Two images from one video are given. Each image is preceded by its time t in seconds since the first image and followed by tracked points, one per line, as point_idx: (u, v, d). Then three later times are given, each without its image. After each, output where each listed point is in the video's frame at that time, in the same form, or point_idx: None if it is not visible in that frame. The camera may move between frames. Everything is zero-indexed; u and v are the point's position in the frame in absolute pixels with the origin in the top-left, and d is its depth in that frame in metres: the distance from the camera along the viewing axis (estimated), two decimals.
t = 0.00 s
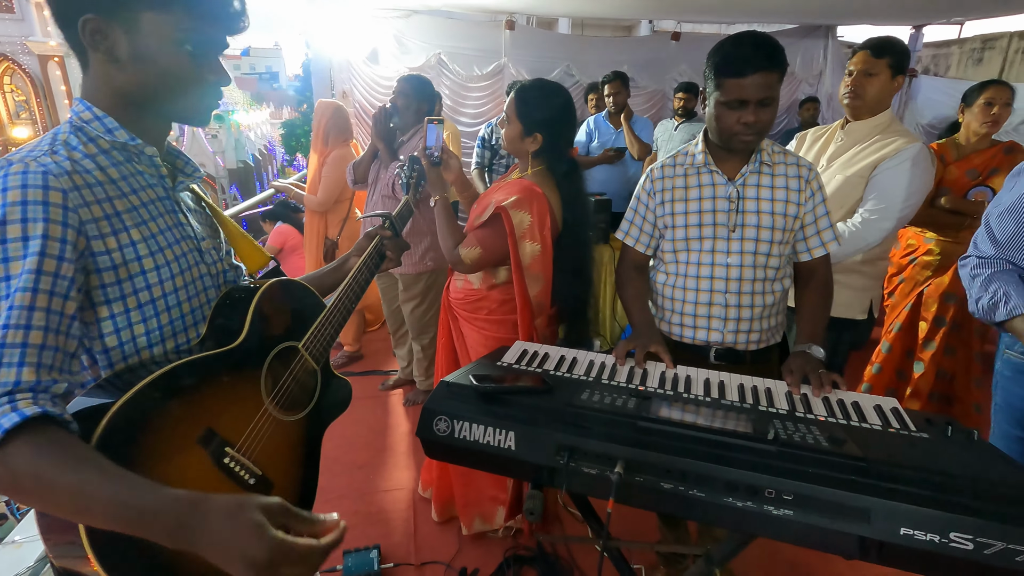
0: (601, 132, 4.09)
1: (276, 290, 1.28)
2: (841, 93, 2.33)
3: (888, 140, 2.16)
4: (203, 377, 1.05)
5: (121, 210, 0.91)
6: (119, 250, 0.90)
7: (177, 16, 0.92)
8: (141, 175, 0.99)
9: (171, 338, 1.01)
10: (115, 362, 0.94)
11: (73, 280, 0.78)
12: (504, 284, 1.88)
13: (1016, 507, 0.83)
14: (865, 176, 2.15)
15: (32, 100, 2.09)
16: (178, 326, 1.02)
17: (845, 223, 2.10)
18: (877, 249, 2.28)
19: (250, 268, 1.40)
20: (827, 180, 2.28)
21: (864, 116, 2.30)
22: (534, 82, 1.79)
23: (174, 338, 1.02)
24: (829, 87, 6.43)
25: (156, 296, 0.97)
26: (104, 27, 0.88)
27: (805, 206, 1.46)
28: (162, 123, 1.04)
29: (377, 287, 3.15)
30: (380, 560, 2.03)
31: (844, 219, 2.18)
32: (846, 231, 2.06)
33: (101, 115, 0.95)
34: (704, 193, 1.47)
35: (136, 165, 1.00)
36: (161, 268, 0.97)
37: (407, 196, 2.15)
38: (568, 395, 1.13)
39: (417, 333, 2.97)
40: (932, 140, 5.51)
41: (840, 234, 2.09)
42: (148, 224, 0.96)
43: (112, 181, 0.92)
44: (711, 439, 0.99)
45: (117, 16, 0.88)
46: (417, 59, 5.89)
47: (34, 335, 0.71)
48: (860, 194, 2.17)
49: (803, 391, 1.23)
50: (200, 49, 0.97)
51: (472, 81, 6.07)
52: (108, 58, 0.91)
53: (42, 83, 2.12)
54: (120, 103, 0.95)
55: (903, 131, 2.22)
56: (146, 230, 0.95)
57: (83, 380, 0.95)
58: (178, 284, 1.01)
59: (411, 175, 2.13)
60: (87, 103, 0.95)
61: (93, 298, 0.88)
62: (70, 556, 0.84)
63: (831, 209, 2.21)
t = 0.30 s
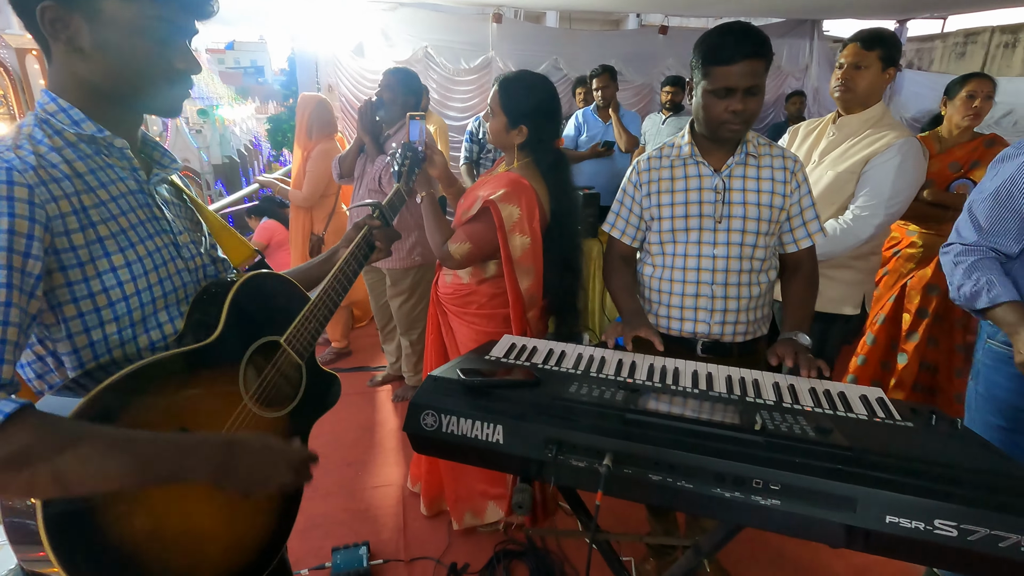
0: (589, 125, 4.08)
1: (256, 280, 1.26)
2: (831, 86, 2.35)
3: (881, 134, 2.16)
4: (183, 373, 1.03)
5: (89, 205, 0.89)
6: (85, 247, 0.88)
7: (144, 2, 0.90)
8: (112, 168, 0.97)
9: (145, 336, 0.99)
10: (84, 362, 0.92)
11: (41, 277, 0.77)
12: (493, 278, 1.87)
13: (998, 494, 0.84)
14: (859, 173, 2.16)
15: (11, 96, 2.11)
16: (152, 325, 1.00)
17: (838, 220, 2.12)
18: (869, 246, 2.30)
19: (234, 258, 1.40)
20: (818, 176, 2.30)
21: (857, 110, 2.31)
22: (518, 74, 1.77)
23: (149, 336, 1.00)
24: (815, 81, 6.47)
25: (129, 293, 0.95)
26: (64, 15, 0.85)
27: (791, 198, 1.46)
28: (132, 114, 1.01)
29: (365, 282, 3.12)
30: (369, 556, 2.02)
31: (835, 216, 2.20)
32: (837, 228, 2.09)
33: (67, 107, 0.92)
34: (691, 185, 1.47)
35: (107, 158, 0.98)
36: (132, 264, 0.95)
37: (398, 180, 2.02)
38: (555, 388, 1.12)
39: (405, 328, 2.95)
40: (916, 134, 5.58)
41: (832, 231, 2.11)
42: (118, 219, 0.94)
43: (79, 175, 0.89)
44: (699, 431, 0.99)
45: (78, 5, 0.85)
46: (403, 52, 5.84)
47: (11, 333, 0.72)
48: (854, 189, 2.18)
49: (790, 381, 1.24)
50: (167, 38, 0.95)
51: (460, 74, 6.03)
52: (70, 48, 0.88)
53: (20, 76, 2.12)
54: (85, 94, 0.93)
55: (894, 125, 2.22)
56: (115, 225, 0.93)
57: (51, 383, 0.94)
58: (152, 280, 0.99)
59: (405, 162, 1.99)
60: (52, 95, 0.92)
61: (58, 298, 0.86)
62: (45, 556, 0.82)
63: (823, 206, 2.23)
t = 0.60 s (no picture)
0: (579, 117, 4.05)
1: (244, 271, 1.23)
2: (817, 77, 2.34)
3: (866, 125, 2.17)
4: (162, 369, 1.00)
5: (67, 193, 0.87)
6: (66, 237, 0.85)
7: None
8: (91, 155, 0.94)
9: (125, 329, 0.98)
10: (60, 357, 0.89)
11: (20, 268, 0.75)
12: (483, 270, 1.85)
13: (987, 480, 0.84)
14: (847, 163, 2.17)
15: None
16: (133, 317, 0.99)
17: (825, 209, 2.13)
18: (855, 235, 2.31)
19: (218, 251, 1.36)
20: (807, 166, 2.31)
21: (843, 100, 2.31)
22: (504, 63, 1.74)
23: (129, 329, 0.98)
24: (803, 73, 6.50)
25: (110, 286, 0.93)
26: None
27: (780, 186, 1.46)
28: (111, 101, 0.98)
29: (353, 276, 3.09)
30: (360, 551, 2.01)
31: (824, 205, 2.21)
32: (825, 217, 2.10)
33: (43, 88, 0.88)
34: (679, 173, 1.46)
35: (86, 143, 0.95)
36: (114, 256, 0.93)
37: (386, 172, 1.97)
38: (545, 380, 1.11)
39: (394, 322, 2.93)
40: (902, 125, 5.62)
41: (821, 220, 2.12)
42: (99, 208, 0.91)
43: (57, 162, 0.88)
44: (689, 421, 0.98)
45: None
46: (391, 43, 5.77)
47: None
48: (841, 179, 2.18)
49: (781, 371, 1.24)
50: (158, 25, 0.93)
51: (448, 66, 5.98)
52: (55, 29, 0.85)
53: None
54: (66, 77, 0.89)
55: (882, 114, 2.22)
56: (96, 214, 0.90)
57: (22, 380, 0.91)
58: (134, 273, 0.97)
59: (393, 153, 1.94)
60: (28, 76, 0.88)
61: (36, 289, 0.82)
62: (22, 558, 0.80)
63: (812, 195, 2.23)
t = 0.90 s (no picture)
0: (573, 106, 4.01)
1: (250, 272, 1.21)
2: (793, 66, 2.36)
3: (846, 109, 2.19)
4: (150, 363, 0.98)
5: (70, 189, 0.84)
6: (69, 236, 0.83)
7: None
8: (90, 146, 0.91)
9: (126, 334, 0.96)
10: (60, 364, 0.87)
11: (25, 273, 0.72)
12: (475, 261, 1.84)
13: (985, 471, 0.84)
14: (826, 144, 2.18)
15: None
16: (134, 321, 0.97)
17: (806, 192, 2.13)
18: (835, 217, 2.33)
19: (216, 246, 1.35)
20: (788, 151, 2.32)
21: (820, 86, 2.33)
22: (495, 50, 1.72)
23: (130, 334, 0.97)
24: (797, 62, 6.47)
25: (110, 288, 0.91)
26: None
27: (777, 175, 1.45)
28: (102, 90, 0.95)
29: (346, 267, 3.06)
30: (355, 544, 2.01)
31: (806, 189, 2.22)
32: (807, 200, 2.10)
33: (38, 74, 0.85)
34: (675, 162, 1.45)
35: (84, 133, 0.91)
36: (116, 256, 0.91)
37: (385, 167, 1.96)
38: (541, 372, 1.10)
39: (388, 314, 2.92)
40: (895, 115, 5.63)
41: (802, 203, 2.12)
42: (102, 205, 0.89)
43: (57, 155, 0.84)
44: (686, 413, 0.98)
45: None
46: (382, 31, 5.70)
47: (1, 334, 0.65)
48: (822, 161, 2.19)
49: (776, 362, 1.24)
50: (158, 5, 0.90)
51: (440, 54, 5.91)
52: (54, 9, 0.82)
53: None
54: (64, 61, 0.86)
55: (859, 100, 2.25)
56: (99, 212, 0.88)
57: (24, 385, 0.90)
58: (135, 274, 0.96)
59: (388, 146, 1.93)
60: (17, 58, 0.84)
61: (39, 293, 0.81)
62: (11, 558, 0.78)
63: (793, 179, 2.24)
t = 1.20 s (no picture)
0: (566, 89, 3.95)
1: (249, 271, 1.17)
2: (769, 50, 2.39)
3: (823, 89, 2.23)
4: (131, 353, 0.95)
5: (66, 181, 0.80)
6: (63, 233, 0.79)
7: None
8: (84, 130, 0.87)
9: (110, 336, 0.92)
10: (38, 370, 0.83)
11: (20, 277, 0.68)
12: (467, 245, 1.81)
13: (983, 454, 0.83)
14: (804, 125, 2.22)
15: None
16: (121, 323, 0.93)
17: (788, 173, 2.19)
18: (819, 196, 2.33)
19: (207, 238, 1.32)
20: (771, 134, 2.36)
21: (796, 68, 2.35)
22: (484, 27, 1.68)
23: (114, 336, 0.93)
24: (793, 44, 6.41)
25: (101, 289, 0.87)
26: None
27: (774, 156, 1.42)
28: (79, 66, 0.91)
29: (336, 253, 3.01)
30: (349, 530, 2.00)
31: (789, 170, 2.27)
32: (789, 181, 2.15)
33: (30, 44, 0.80)
34: (672, 144, 1.42)
35: (78, 114, 0.88)
36: (111, 254, 0.87)
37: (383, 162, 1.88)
38: (535, 358, 1.08)
39: (380, 300, 2.89)
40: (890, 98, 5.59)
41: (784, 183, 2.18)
42: (98, 197, 0.85)
43: (53, 140, 0.80)
44: (683, 398, 0.96)
45: None
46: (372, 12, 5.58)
47: None
48: (801, 143, 2.23)
49: (772, 346, 1.23)
50: None
51: (431, 35, 5.80)
52: None
53: None
54: (64, 32, 0.85)
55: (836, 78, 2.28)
56: (95, 206, 0.84)
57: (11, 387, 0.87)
58: (128, 273, 0.92)
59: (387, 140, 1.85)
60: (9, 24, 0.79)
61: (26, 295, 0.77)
62: None
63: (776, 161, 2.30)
